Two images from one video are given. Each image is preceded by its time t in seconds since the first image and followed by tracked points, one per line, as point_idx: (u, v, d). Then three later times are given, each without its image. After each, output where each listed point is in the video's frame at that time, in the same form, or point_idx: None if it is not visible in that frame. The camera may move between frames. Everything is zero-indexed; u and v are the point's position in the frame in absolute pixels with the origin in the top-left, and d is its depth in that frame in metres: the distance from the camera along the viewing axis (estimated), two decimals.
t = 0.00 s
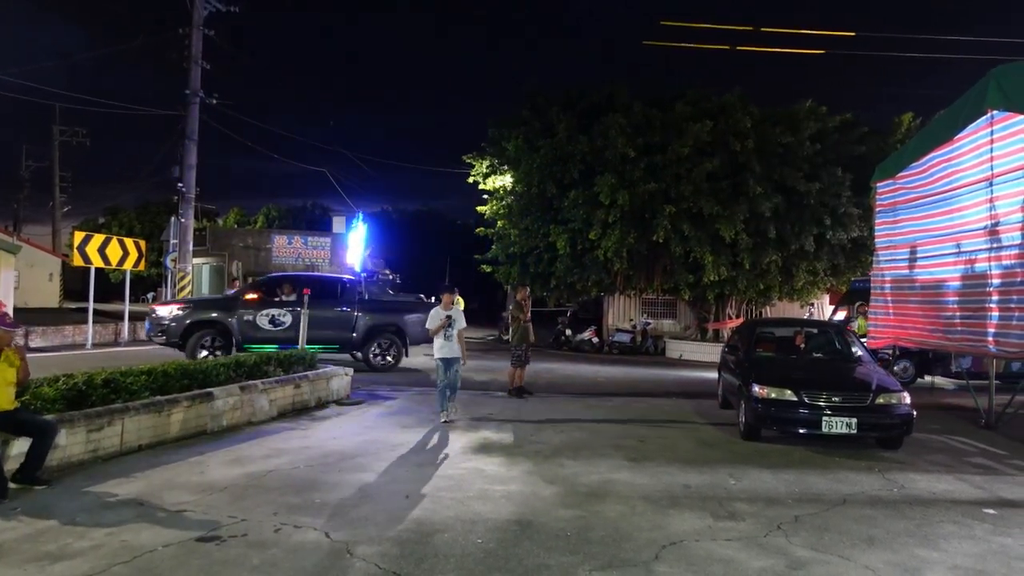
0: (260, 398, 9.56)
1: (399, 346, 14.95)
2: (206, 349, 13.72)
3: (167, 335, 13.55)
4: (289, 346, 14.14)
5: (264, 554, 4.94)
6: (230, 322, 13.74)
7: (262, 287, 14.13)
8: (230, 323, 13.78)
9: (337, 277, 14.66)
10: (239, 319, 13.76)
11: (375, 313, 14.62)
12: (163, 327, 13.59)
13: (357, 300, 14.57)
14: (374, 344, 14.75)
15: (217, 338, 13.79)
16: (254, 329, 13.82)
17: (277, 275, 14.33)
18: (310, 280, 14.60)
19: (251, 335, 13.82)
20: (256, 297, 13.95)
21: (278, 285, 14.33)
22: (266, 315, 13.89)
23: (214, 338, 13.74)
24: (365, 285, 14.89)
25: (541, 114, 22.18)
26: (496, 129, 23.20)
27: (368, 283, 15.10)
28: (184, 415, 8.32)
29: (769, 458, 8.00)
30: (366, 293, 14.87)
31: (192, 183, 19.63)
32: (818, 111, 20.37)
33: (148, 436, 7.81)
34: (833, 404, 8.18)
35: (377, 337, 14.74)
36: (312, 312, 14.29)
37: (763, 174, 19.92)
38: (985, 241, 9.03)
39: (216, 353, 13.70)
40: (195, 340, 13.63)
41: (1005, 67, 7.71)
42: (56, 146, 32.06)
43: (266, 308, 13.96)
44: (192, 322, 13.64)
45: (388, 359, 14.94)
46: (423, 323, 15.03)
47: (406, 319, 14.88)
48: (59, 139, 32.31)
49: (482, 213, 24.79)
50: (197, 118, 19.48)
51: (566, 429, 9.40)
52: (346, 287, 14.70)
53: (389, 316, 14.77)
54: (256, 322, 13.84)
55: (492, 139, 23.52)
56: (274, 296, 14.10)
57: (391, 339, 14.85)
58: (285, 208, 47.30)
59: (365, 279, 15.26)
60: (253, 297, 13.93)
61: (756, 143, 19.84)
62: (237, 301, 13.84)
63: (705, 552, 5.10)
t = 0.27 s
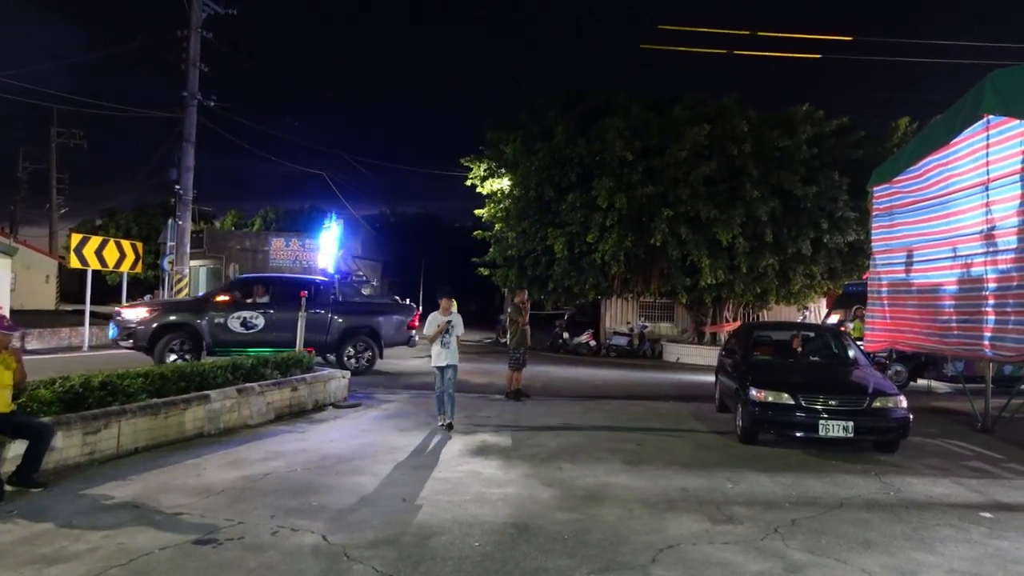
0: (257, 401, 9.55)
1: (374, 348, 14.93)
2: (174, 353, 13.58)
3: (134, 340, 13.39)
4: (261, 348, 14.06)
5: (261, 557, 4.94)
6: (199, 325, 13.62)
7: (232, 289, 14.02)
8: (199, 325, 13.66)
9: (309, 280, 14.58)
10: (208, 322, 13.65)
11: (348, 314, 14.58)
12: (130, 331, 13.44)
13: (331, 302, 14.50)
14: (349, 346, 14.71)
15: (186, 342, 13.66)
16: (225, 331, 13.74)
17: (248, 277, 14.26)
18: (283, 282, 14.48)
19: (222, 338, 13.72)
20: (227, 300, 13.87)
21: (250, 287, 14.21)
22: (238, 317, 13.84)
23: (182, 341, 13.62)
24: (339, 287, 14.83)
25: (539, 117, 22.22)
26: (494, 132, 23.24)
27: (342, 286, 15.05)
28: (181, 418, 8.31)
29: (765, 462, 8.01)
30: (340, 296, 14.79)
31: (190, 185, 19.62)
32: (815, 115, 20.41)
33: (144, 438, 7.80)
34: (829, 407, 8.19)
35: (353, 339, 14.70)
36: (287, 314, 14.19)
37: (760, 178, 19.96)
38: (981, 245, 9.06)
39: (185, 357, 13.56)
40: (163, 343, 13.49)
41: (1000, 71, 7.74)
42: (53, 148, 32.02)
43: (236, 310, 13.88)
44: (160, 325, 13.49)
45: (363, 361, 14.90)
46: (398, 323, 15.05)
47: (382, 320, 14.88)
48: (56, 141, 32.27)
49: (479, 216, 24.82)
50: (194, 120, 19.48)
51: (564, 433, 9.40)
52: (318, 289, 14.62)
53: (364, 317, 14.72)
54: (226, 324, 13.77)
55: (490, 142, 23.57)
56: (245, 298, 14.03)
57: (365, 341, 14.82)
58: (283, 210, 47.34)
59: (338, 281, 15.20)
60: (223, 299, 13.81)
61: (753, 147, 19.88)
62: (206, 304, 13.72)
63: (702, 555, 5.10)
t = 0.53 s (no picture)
0: (249, 407, 9.53)
1: (343, 352, 14.57)
2: (134, 360, 13.14)
3: (91, 347, 12.86)
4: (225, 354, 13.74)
5: (253, 564, 4.93)
6: (163, 330, 13.27)
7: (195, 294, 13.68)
8: (161, 331, 13.31)
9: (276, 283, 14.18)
10: (171, 327, 13.32)
11: (315, 318, 14.19)
12: (87, 338, 12.93)
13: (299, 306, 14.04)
14: (318, 351, 14.30)
15: (147, 348, 13.25)
16: (189, 337, 13.43)
17: (212, 281, 13.95)
18: (246, 286, 14.08)
19: (186, 343, 13.40)
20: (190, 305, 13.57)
21: (213, 292, 13.89)
22: (203, 322, 13.52)
23: (143, 348, 13.21)
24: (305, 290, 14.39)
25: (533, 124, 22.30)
26: (488, 138, 23.32)
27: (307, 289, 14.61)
28: (173, 424, 8.28)
29: (758, 468, 8.03)
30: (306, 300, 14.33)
31: (183, 190, 19.58)
32: (807, 123, 20.52)
33: (135, 445, 7.77)
34: (821, 414, 8.23)
35: (322, 343, 14.29)
36: (253, 319, 13.85)
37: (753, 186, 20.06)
38: (971, 253, 9.13)
39: (147, 364, 13.16)
40: (124, 350, 13.04)
41: (989, 81, 7.83)
42: (45, 153, 31.91)
43: (201, 315, 13.58)
44: (120, 331, 13.04)
45: (332, 365, 14.52)
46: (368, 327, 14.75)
47: (351, 323, 14.56)
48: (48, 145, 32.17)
49: (473, 222, 24.87)
50: (188, 125, 19.45)
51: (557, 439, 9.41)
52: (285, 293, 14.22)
53: (332, 321, 14.34)
54: (190, 330, 13.45)
55: (484, 149, 23.64)
56: (209, 303, 13.74)
57: (334, 345, 14.44)
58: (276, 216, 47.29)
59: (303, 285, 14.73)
60: (188, 304, 13.51)
61: (746, 155, 19.98)
62: (168, 309, 13.37)
63: (693, 561, 5.12)
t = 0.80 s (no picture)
0: (234, 411, 9.47)
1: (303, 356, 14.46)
2: (82, 366, 12.54)
3: (37, 353, 12.28)
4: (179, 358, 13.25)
5: (238, 569, 4.90)
6: (112, 335, 12.72)
7: (147, 296, 13.16)
8: (111, 336, 12.75)
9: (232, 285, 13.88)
10: (121, 331, 12.77)
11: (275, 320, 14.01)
12: (32, 343, 12.33)
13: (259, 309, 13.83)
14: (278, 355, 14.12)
15: (95, 354, 12.67)
16: (141, 341, 12.91)
17: (165, 283, 13.42)
18: (201, 289, 13.65)
19: (138, 348, 12.89)
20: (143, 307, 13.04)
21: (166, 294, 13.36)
22: (156, 326, 13.01)
23: (92, 354, 12.62)
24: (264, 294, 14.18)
25: (520, 128, 22.36)
26: (475, 142, 23.35)
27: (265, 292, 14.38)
28: (156, 429, 8.21)
29: (742, 471, 8.08)
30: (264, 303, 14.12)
31: (167, 193, 19.44)
32: (792, 129, 20.67)
33: (118, 451, 7.69)
34: (805, 416, 8.29)
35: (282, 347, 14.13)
36: (209, 323, 13.39)
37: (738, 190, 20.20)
38: (952, 257, 9.24)
39: (96, 370, 12.59)
40: (71, 356, 12.44)
41: (968, 88, 7.94)
42: (26, 156, 31.59)
43: (153, 319, 13.04)
44: (67, 336, 12.46)
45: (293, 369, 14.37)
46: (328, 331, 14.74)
47: (311, 327, 14.49)
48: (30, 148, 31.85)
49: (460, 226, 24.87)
50: (172, 128, 19.33)
51: (544, 442, 9.42)
52: (241, 295, 13.93)
53: (292, 324, 14.20)
54: (142, 334, 12.93)
55: (471, 152, 23.68)
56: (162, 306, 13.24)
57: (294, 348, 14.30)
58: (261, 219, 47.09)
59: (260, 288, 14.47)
60: (140, 307, 12.99)
61: (731, 160, 20.11)
62: (118, 312, 12.83)
63: (679, 563, 5.15)
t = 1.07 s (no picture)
0: (218, 412, 9.41)
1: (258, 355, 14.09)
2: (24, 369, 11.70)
3: None
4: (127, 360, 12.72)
5: (221, 571, 4.86)
6: (58, 335, 12.04)
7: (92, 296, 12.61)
8: (55, 337, 12.05)
9: (185, 283, 13.51)
10: (68, 331, 12.12)
11: (227, 320, 13.69)
12: None
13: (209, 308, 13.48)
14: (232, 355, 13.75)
15: (38, 356, 11.90)
16: (88, 342, 12.30)
17: (112, 282, 12.90)
18: (150, 289, 13.22)
19: (85, 349, 12.27)
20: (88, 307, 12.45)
21: (112, 295, 12.83)
22: (104, 326, 12.46)
23: (34, 356, 11.84)
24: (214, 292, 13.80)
25: (506, 128, 22.37)
26: (461, 142, 23.35)
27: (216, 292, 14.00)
28: (138, 430, 8.14)
29: (727, 471, 8.12)
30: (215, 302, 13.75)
31: (149, 192, 19.28)
32: (776, 131, 20.80)
33: (99, 452, 7.62)
34: (789, 416, 8.34)
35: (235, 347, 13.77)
36: (159, 323, 12.97)
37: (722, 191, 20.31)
38: (933, 258, 9.34)
39: (40, 373, 11.82)
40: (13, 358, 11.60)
41: (948, 92, 8.03)
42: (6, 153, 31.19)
43: (101, 318, 12.48)
44: (8, 338, 11.59)
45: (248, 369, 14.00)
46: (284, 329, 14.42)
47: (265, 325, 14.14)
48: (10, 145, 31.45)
49: (445, 226, 24.84)
50: (155, 126, 19.17)
51: (529, 443, 9.42)
52: (193, 294, 13.59)
53: (245, 323, 13.86)
54: (90, 335, 12.33)
55: (457, 153, 23.67)
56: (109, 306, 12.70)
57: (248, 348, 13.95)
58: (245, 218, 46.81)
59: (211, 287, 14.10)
60: (86, 307, 12.40)
61: (716, 162, 20.21)
62: (63, 312, 12.16)
63: (663, 562, 5.17)
